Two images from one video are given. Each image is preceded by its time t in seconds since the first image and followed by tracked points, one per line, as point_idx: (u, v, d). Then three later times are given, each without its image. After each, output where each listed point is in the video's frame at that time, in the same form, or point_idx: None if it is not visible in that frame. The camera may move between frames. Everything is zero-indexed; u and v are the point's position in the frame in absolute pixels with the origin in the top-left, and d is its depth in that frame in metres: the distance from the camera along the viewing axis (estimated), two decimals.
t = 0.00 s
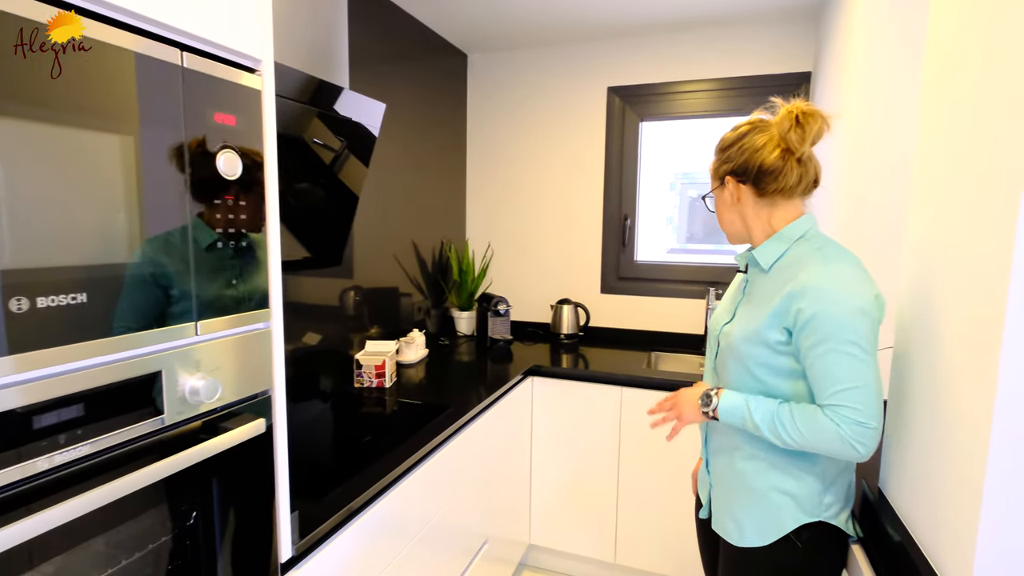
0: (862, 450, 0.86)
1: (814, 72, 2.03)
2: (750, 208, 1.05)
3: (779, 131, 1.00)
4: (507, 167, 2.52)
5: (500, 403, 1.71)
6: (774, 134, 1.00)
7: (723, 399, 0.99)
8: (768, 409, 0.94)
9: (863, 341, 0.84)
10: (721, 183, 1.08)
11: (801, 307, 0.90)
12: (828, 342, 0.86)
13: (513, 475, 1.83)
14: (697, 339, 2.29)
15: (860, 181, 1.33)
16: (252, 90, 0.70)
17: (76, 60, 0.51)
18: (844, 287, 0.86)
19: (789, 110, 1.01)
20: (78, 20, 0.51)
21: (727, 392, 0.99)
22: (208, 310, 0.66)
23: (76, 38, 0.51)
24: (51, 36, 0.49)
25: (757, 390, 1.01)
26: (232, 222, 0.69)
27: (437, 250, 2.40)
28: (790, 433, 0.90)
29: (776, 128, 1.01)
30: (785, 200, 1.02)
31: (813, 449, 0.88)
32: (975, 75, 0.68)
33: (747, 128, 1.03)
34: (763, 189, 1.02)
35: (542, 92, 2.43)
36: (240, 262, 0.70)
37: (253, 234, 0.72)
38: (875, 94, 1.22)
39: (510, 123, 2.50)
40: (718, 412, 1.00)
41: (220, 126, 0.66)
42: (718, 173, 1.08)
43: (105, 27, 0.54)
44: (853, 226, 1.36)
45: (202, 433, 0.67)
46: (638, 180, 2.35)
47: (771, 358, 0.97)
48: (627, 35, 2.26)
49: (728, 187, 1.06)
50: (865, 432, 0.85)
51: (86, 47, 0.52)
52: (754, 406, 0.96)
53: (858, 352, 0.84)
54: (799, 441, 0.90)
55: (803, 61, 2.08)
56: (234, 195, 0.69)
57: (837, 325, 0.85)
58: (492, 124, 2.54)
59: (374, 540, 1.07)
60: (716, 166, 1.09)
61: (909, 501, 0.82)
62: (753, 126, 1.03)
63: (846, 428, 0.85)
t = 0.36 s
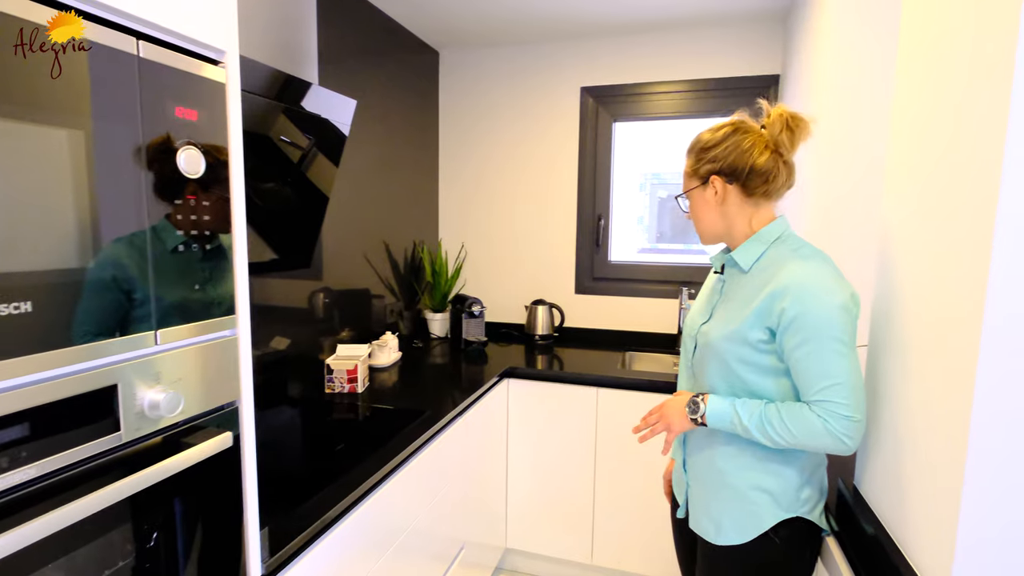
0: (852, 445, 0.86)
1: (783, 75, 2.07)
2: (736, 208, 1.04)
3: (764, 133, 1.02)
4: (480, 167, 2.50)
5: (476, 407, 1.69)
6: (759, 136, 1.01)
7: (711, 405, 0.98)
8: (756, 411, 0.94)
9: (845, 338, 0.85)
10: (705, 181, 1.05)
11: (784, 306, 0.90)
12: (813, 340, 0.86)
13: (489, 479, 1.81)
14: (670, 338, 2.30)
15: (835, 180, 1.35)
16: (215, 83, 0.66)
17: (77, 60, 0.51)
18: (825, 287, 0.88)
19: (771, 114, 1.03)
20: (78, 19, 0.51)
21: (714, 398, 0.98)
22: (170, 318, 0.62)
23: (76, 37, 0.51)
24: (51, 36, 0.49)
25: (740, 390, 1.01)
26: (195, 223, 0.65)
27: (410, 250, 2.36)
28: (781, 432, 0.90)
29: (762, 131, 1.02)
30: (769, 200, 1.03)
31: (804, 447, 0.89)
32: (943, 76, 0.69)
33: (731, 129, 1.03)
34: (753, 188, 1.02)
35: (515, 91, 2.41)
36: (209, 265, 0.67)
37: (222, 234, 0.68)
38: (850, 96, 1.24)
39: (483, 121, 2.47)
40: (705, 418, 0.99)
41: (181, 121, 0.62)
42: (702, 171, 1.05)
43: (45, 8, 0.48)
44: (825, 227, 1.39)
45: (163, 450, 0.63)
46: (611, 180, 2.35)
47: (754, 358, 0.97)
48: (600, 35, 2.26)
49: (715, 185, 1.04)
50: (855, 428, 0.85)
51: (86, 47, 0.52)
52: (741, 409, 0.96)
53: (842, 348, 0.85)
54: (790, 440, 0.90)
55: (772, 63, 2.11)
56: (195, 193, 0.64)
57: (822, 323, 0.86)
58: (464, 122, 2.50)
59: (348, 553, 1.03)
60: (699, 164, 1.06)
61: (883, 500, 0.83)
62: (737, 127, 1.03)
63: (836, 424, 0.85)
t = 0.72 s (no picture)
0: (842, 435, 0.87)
1: (754, 79, 2.10)
2: (715, 210, 1.04)
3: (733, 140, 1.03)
4: (456, 168, 2.47)
5: (454, 411, 1.66)
6: (731, 142, 1.03)
7: (702, 407, 0.97)
8: (747, 410, 0.94)
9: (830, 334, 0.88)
10: (685, 185, 1.03)
11: (769, 305, 0.91)
12: (802, 336, 0.88)
13: (468, 484, 1.79)
14: (646, 339, 2.32)
15: (810, 181, 1.37)
16: (179, 81, 0.62)
17: (76, 60, 0.52)
18: (807, 285, 0.90)
19: (735, 121, 1.05)
20: (78, 20, 0.51)
21: (703, 402, 0.97)
22: (132, 329, 0.59)
23: (76, 38, 0.52)
24: (51, 36, 0.49)
25: (725, 391, 1.01)
26: (161, 228, 0.61)
27: (385, 252, 2.32)
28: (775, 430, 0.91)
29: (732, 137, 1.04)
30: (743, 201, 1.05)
31: (799, 444, 0.89)
32: (912, 84, 0.70)
33: (703, 135, 1.03)
34: (732, 190, 1.03)
35: (490, 91, 2.39)
36: (177, 270, 0.64)
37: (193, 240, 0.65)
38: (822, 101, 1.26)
39: (458, 121, 2.45)
40: (695, 422, 0.97)
41: (143, 120, 0.59)
42: (682, 176, 1.03)
43: (6, 3, 0.46)
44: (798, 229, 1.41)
45: (127, 468, 0.60)
46: (587, 182, 2.36)
47: (739, 358, 0.98)
48: (575, 37, 2.26)
49: (697, 189, 1.02)
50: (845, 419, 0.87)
51: (86, 47, 0.53)
52: (730, 410, 0.96)
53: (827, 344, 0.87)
54: (783, 435, 0.90)
55: (744, 67, 2.15)
56: (159, 196, 0.61)
57: (808, 321, 0.88)
58: (439, 122, 2.48)
59: (324, 567, 1.00)
60: (677, 169, 1.03)
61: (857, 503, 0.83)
62: (708, 133, 1.03)
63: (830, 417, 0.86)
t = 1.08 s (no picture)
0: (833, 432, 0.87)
1: (732, 80, 2.12)
2: (705, 210, 1.04)
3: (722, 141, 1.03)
4: (434, 167, 2.43)
5: (434, 415, 1.63)
6: (720, 143, 1.03)
7: (693, 409, 0.96)
8: (738, 410, 0.94)
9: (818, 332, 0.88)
10: (677, 184, 1.02)
11: (759, 305, 0.91)
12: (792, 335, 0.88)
13: (449, 489, 1.76)
14: (626, 339, 2.32)
15: (796, 182, 1.38)
16: (146, 70, 0.58)
17: (75, 60, 0.51)
18: (794, 285, 0.90)
19: (725, 122, 1.05)
20: (78, 20, 0.51)
21: (695, 403, 0.97)
22: (97, 337, 0.54)
23: (75, 38, 0.51)
24: (52, 36, 0.48)
25: (714, 392, 1.01)
26: (128, 229, 0.57)
27: (361, 252, 2.27)
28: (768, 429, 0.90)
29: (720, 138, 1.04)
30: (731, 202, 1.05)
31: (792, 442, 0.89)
32: (901, 85, 0.70)
33: (694, 134, 1.02)
34: (722, 190, 1.02)
35: (469, 89, 2.36)
36: (145, 274, 0.59)
37: (161, 242, 0.61)
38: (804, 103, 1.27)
39: (436, 119, 2.41)
40: (687, 423, 0.97)
41: (106, 112, 0.54)
42: (674, 174, 1.01)
43: None
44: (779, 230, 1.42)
45: (92, 488, 0.55)
46: (567, 181, 2.34)
47: (728, 359, 0.98)
48: (554, 35, 2.24)
49: (689, 187, 1.01)
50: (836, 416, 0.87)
51: (86, 47, 0.52)
52: (723, 410, 0.95)
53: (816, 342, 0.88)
54: (776, 434, 0.90)
55: (721, 68, 2.16)
56: (123, 193, 0.57)
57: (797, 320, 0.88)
58: (417, 120, 2.43)
59: None
60: (669, 167, 1.02)
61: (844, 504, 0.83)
62: (698, 133, 1.03)
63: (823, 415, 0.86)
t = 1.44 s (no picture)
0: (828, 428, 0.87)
1: (714, 78, 2.13)
2: (702, 204, 1.03)
3: (723, 136, 1.03)
4: (414, 164, 2.38)
5: (418, 417, 1.59)
6: (721, 139, 1.02)
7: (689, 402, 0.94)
8: (735, 406, 0.92)
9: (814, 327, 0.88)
10: (678, 176, 1.00)
11: (755, 301, 0.90)
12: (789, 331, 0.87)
13: (433, 492, 1.72)
14: (609, 337, 2.31)
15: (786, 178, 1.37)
16: (114, 50, 0.53)
17: (76, 61, 0.50)
18: (789, 281, 0.89)
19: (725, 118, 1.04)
20: (78, 20, 0.49)
21: (691, 397, 0.95)
22: (60, 341, 0.50)
23: (76, 38, 0.50)
24: (52, 36, 0.47)
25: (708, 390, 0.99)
26: (94, 222, 0.53)
27: (339, 251, 2.21)
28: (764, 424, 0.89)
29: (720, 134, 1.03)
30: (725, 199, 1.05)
31: (787, 438, 0.87)
32: (900, 77, 0.69)
33: (698, 127, 1.01)
34: (719, 185, 1.02)
35: (450, 85, 2.32)
36: (113, 273, 0.55)
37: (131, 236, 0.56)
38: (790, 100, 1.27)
39: (416, 115, 2.36)
40: (683, 418, 0.94)
41: (70, 94, 0.50)
42: (676, 165, 1.00)
43: None
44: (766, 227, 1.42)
45: (57, 505, 0.51)
46: (549, 179, 2.32)
47: (723, 356, 0.97)
48: (536, 31, 2.22)
49: (689, 180, 1.00)
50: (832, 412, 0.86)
51: (87, 47, 0.51)
52: (719, 404, 0.93)
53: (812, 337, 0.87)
54: (773, 430, 0.88)
55: (703, 66, 2.17)
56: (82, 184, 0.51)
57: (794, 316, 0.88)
58: (396, 116, 2.38)
59: None
60: (672, 158, 1.00)
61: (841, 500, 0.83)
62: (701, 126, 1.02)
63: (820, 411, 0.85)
